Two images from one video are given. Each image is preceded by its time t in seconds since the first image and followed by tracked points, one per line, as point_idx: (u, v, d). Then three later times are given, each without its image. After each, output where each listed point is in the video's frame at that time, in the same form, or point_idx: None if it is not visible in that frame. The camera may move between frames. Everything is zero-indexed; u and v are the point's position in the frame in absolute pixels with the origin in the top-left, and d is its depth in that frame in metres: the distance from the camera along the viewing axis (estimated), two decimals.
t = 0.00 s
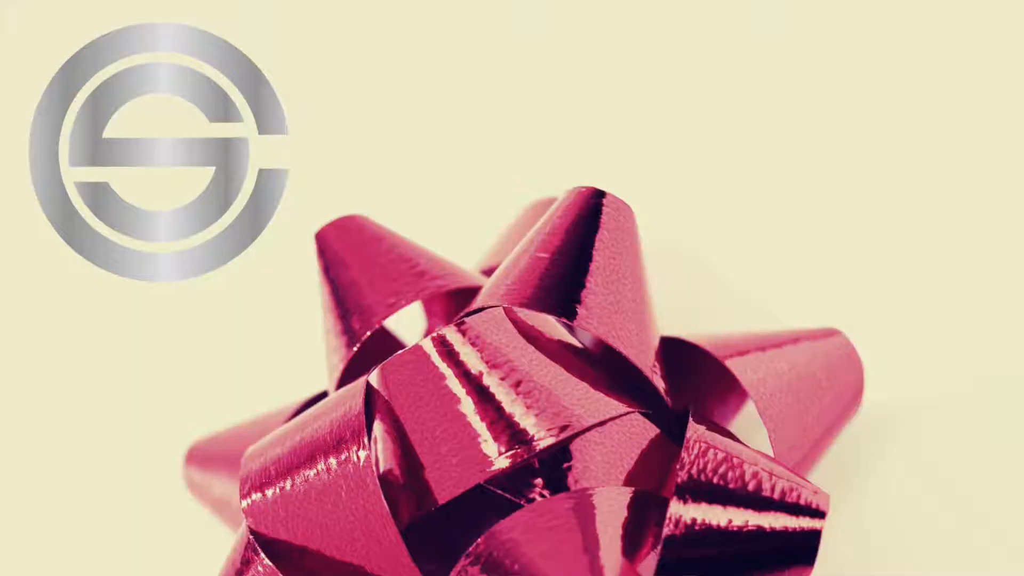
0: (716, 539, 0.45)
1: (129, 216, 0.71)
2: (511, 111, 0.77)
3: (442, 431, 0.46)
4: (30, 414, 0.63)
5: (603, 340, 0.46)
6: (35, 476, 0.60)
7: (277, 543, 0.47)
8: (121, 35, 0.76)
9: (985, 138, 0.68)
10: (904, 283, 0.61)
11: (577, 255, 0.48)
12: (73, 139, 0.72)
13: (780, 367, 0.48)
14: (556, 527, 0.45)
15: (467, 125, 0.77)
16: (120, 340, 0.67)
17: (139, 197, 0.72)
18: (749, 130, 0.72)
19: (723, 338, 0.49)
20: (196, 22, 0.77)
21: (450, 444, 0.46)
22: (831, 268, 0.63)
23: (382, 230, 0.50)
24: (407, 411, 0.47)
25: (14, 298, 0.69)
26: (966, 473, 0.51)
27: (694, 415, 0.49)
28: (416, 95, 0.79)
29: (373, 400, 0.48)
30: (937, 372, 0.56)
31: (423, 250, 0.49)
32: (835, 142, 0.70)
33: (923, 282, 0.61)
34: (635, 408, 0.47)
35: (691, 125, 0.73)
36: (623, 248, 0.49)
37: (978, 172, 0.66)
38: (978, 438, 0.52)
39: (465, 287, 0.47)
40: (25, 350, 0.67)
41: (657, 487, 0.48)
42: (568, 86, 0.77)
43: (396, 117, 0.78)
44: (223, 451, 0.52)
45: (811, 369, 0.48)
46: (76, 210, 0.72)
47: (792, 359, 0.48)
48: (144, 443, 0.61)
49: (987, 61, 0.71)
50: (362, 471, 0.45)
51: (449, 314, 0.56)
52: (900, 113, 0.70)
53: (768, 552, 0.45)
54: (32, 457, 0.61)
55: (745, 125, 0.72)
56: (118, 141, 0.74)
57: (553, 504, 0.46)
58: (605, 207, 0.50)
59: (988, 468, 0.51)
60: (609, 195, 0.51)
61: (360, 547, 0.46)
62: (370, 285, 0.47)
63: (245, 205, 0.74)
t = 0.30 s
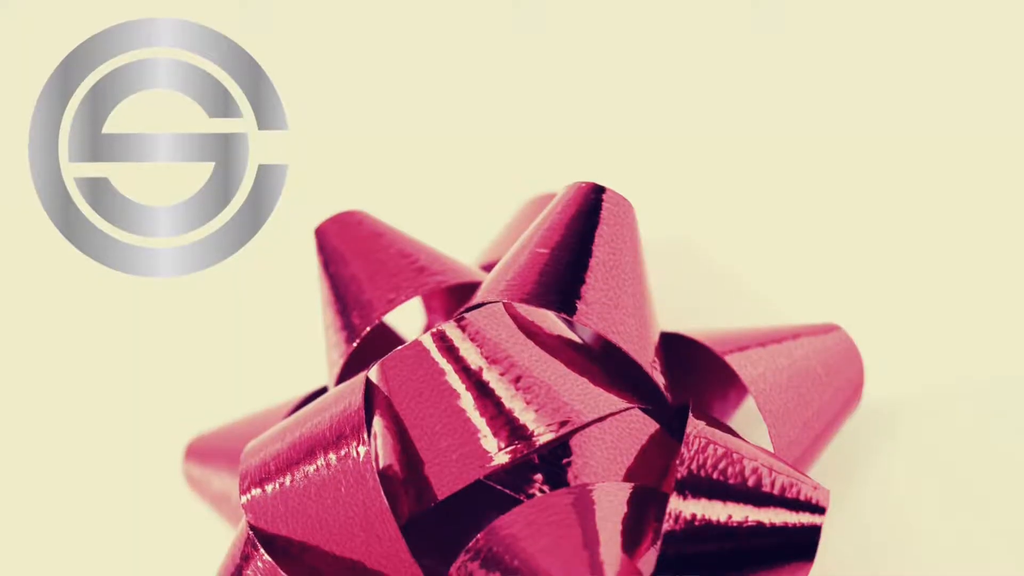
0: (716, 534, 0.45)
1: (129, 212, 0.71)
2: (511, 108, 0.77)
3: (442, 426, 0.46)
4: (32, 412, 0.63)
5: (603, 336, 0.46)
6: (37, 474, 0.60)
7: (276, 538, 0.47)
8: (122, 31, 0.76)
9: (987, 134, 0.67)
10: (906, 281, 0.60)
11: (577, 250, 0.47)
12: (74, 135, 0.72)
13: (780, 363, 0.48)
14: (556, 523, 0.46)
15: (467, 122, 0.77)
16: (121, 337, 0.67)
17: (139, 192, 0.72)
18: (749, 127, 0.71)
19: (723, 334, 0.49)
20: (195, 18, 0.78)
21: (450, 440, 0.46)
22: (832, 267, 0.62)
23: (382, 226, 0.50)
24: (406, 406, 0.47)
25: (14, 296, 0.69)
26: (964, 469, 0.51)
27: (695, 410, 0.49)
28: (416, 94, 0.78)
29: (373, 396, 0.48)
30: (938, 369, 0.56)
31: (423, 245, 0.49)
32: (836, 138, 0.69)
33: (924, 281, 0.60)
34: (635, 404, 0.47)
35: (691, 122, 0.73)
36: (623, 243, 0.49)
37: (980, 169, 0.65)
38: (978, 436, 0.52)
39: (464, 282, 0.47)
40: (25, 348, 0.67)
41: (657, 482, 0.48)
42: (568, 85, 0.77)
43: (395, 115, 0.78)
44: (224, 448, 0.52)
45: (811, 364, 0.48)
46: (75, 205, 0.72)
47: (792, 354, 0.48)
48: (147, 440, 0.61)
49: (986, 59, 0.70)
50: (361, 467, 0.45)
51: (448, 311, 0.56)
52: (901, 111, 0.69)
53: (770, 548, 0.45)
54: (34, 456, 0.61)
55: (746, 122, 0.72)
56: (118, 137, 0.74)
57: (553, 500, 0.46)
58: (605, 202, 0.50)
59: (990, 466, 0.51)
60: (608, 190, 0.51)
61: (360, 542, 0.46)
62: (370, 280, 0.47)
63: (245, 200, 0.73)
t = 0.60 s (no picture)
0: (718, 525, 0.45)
1: (129, 202, 0.71)
2: (510, 104, 0.76)
3: (442, 417, 0.46)
4: (33, 415, 0.63)
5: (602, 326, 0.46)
6: (40, 477, 0.60)
7: (275, 529, 0.47)
8: (122, 21, 0.76)
9: (989, 129, 0.67)
10: (907, 277, 0.60)
11: (576, 240, 0.47)
12: (73, 125, 0.72)
13: (780, 353, 0.48)
14: (556, 514, 0.46)
15: (466, 117, 0.76)
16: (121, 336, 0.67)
17: (139, 182, 0.72)
18: (751, 122, 0.71)
19: (723, 325, 0.49)
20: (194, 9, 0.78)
21: (449, 430, 0.46)
22: (838, 267, 0.62)
23: (381, 216, 0.50)
24: (406, 397, 0.47)
25: (14, 296, 0.69)
26: (964, 470, 0.50)
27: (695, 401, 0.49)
28: (415, 90, 0.78)
29: (373, 387, 0.48)
30: (939, 363, 0.56)
31: (422, 236, 0.49)
32: (838, 133, 0.69)
33: (926, 277, 0.60)
34: (635, 394, 0.47)
35: (692, 117, 0.72)
36: (623, 234, 0.49)
37: (982, 164, 0.65)
38: (980, 431, 0.52)
39: (464, 272, 0.47)
40: (26, 347, 0.66)
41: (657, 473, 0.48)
42: (567, 82, 0.77)
43: (394, 111, 0.78)
44: (223, 438, 0.52)
45: (811, 355, 0.48)
46: (75, 196, 0.72)
47: (792, 345, 0.48)
48: (148, 442, 0.61)
49: (981, 43, 0.71)
50: (361, 458, 0.45)
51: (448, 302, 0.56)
52: (903, 107, 0.69)
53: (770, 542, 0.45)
54: (37, 459, 0.61)
55: (747, 117, 0.71)
56: (117, 127, 0.74)
57: (553, 490, 0.46)
58: (604, 193, 0.50)
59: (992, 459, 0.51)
60: (607, 180, 0.51)
61: (360, 533, 0.46)
62: (369, 271, 0.47)
63: (245, 190, 0.73)
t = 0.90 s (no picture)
0: (717, 513, 0.45)
1: (128, 189, 0.71)
2: (509, 95, 0.76)
3: (440, 403, 0.46)
4: (32, 425, 0.62)
5: (602, 312, 0.46)
6: (41, 491, 0.59)
7: (274, 516, 0.47)
8: (120, 6, 0.75)
9: (990, 118, 0.66)
10: (908, 267, 0.60)
11: (576, 226, 0.47)
12: (73, 112, 0.73)
13: (780, 340, 0.47)
14: (555, 500, 0.45)
15: (466, 103, 0.76)
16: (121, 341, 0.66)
17: (138, 169, 0.72)
18: (753, 107, 0.71)
19: (723, 311, 0.49)
20: None
21: (449, 416, 0.46)
22: (838, 257, 0.61)
23: (380, 201, 0.50)
24: (405, 383, 0.47)
25: (14, 297, 0.69)
26: (966, 471, 0.50)
27: (694, 387, 0.49)
28: (413, 82, 0.78)
29: (371, 373, 0.48)
30: (939, 351, 0.56)
31: (421, 221, 0.48)
32: (839, 116, 0.69)
33: (927, 267, 0.60)
34: (634, 380, 0.46)
35: (693, 110, 0.72)
36: (622, 220, 0.49)
37: (983, 153, 0.65)
38: (981, 420, 0.52)
39: (463, 258, 0.47)
40: (25, 355, 0.66)
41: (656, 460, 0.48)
42: (566, 72, 0.77)
43: (394, 104, 0.77)
44: (220, 423, 0.52)
45: (811, 341, 0.48)
46: (72, 180, 0.72)
47: (792, 331, 0.48)
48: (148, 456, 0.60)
49: (981, 32, 0.70)
50: (360, 443, 0.45)
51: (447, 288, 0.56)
52: (904, 97, 0.69)
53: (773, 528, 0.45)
54: (37, 472, 0.60)
55: (748, 109, 0.71)
56: (116, 114, 0.74)
57: (552, 476, 0.46)
58: (604, 179, 0.50)
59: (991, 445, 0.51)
60: (607, 166, 0.50)
61: (358, 519, 0.46)
62: (368, 257, 0.47)
63: (244, 176, 0.73)
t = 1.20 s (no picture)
0: (716, 494, 0.45)
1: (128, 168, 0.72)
2: (504, 70, 0.75)
3: (439, 384, 0.46)
4: (34, 421, 0.63)
5: (601, 294, 0.46)
6: (43, 484, 0.60)
7: (272, 497, 0.47)
8: None
9: (1002, 104, 0.65)
10: (922, 265, 0.59)
11: (575, 207, 0.47)
12: (71, 93, 0.73)
13: (779, 321, 0.47)
14: (555, 481, 0.45)
15: (460, 78, 0.75)
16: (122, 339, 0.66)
17: (138, 150, 0.72)
18: (750, 79, 0.70)
19: (722, 292, 0.49)
20: None
21: (448, 398, 0.45)
22: (835, 237, 0.61)
23: (379, 182, 0.50)
24: (403, 364, 0.47)
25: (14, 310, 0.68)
26: (966, 450, 0.50)
27: (694, 368, 0.49)
28: (406, 58, 0.77)
29: (369, 355, 0.48)
30: (938, 331, 0.56)
31: (420, 202, 0.48)
32: (837, 90, 0.68)
33: (931, 258, 0.59)
34: (633, 362, 0.46)
35: (694, 96, 0.70)
36: (622, 201, 0.49)
37: (990, 139, 0.64)
38: (980, 400, 0.52)
39: (462, 239, 0.47)
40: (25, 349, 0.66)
41: (655, 441, 0.48)
42: (560, 45, 0.75)
43: (387, 71, 0.77)
44: (218, 408, 0.52)
45: (810, 323, 0.48)
46: (70, 161, 0.72)
47: (791, 312, 0.48)
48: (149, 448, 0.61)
49: None
50: (358, 425, 0.45)
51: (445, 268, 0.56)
52: (910, 61, 0.68)
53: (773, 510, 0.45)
54: (38, 464, 0.61)
55: (751, 96, 0.69)
56: (117, 95, 0.74)
57: (552, 458, 0.46)
58: (603, 160, 0.50)
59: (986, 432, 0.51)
60: (606, 147, 0.50)
61: (356, 501, 0.46)
62: (367, 238, 0.47)
63: (242, 156, 0.73)
